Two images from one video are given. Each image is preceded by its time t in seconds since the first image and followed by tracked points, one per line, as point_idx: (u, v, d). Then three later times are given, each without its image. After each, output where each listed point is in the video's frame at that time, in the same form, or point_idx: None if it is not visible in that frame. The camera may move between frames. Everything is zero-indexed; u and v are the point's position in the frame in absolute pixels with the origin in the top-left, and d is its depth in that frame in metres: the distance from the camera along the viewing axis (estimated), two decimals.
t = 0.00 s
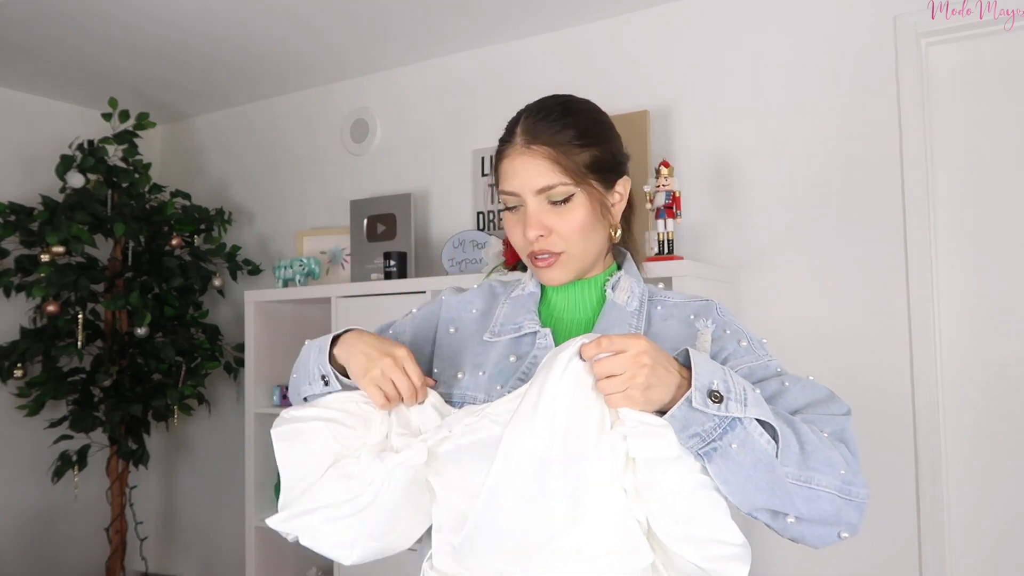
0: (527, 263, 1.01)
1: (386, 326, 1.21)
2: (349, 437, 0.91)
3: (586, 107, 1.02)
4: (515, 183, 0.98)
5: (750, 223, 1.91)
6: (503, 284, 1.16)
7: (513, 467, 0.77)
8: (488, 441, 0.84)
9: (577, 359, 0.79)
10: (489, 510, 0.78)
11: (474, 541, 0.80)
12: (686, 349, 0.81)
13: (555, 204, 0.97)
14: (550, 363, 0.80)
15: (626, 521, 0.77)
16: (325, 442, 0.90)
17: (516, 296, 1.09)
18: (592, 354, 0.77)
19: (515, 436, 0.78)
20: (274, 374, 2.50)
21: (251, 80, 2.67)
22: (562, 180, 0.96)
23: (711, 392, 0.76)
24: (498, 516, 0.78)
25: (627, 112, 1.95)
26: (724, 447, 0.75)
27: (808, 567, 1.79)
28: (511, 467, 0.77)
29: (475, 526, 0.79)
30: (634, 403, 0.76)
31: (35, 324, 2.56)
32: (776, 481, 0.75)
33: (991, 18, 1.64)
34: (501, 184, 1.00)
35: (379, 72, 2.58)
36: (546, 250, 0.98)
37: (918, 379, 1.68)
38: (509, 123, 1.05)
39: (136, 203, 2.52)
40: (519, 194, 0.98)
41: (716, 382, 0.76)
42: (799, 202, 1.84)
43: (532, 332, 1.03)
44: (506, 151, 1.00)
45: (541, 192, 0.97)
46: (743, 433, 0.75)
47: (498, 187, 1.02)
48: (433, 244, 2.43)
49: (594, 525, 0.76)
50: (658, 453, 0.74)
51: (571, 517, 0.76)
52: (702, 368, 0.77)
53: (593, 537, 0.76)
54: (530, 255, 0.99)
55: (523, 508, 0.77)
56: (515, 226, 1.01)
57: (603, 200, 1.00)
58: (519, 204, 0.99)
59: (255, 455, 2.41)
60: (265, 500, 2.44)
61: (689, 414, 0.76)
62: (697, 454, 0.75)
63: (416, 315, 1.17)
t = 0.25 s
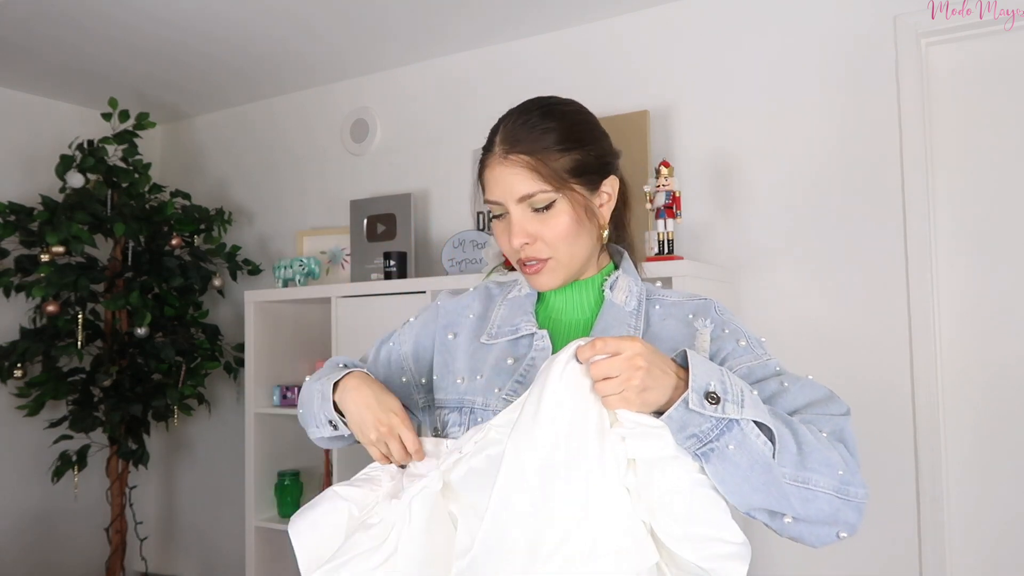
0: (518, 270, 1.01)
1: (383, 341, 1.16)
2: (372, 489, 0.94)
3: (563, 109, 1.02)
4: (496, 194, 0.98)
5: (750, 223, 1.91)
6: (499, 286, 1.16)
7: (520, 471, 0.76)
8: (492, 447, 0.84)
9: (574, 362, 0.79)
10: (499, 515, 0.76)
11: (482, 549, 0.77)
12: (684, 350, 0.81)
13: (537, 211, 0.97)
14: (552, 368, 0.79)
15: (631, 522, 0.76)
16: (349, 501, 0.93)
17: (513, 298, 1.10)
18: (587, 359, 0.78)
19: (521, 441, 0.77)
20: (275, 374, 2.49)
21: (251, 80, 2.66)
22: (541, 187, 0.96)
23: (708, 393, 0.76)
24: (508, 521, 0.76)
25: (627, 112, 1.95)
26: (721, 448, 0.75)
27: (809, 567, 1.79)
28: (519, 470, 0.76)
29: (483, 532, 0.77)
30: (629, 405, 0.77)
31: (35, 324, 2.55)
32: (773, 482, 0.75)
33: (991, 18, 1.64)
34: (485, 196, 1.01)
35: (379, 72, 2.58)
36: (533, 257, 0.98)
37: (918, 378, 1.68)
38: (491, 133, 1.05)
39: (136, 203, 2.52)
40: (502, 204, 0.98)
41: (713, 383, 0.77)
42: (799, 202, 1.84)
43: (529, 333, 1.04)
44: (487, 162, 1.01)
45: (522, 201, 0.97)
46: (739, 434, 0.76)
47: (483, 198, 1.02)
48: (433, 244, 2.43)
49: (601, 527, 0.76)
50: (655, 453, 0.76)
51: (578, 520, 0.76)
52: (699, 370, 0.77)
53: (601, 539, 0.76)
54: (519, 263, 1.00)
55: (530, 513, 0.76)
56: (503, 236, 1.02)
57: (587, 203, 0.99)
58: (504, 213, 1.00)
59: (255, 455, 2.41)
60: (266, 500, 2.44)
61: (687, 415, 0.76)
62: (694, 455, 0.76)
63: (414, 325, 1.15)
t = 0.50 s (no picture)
0: (515, 273, 1.01)
1: (387, 351, 1.15)
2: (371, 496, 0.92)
3: (554, 110, 1.02)
4: (491, 197, 0.99)
5: (750, 223, 1.91)
6: (498, 287, 1.16)
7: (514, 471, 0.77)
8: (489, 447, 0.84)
9: (563, 361, 0.79)
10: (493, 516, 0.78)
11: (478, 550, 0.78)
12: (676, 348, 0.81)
13: (532, 212, 0.97)
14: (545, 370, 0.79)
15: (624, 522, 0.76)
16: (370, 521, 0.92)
17: (511, 298, 1.10)
18: (576, 358, 0.77)
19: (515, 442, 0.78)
20: (274, 374, 2.49)
21: (251, 80, 2.66)
22: (535, 189, 0.96)
23: (698, 391, 0.76)
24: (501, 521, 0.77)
25: (627, 112, 1.95)
26: (711, 447, 0.75)
27: (809, 568, 1.79)
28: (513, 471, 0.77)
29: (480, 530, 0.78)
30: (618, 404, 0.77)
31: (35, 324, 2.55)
32: (763, 480, 0.74)
33: (991, 18, 1.64)
34: (480, 200, 1.01)
35: (379, 72, 2.58)
36: (530, 258, 0.98)
37: (918, 379, 1.68)
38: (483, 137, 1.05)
39: (136, 203, 2.52)
40: (497, 208, 0.98)
41: (702, 381, 0.77)
42: (799, 202, 1.84)
43: (526, 334, 1.04)
44: (480, 166, 1.01)
45: (517, 204, 0.97)
46: (729, 433, 0.75)
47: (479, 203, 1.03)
48: (433, 244, 2.43)
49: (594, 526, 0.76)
50: (647, 451, 0.76)
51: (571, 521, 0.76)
52: (690, 368, 0.77)
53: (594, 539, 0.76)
54: (516, 266, 0.99)
55: (525, 513, 0.77)
56: (499, 239, 1.02)
57: (581, 203, 0.99)
58: (498, 217, 1.00)
59: (254, 455, 2.40)
60: (265, 500, 2.44)
61: (677, 414, 0.76)
62: (685, 453, 0.76)
63: (414, 332, 1.14)
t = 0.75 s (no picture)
0: (514, 272, 1.01)
1: (385, 351, 1.15)
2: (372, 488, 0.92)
3: (552, 109, 1.02)
4: (490, 197, 0.99)
5: (750, 223, 1.91)
6: (497, 286, 1.16)
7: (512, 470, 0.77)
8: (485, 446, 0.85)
9: (564, 361, 0.79)
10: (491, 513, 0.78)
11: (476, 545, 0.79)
12: (675, 347, 0.82)
13: (532, 211, 0.97)
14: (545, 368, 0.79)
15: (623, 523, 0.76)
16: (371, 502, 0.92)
17: (510, 298, 1.10)
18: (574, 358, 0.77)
19: (515, 440, 0.78)
20: (274, 374, 2.49)
21: (251, 81, 2.66)
22: (535, 189, 0.96)
23: (697, 389, 0.76)
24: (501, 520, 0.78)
25: (627, 112, 1.95)
26: (712, 444, 0.75)
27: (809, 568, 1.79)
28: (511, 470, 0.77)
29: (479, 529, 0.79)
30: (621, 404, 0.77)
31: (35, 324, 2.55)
32: (765, 477, 0.74)
33: (991, 18, 1.64)
34: (479, 200, 1.01)
35: (379, 72, 2.58)
36: (529, 258, 0.98)
37: (918, 379, 1.68)
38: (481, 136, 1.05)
39: (136, 203, 2.52)
40: (496, 207, 0.98)
41: (703, 379, 0.77)
42: (799, 202, 1.84)
43: (525, 333, 1.04)
44: (478, 167, 1.01)
45: (516, 203, 0.97)
46: (731, 430, 0.75)
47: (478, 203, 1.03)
48: (433, 244, 2.43)
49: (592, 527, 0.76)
50: (649, 451, 0.75)
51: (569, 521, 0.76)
52: (690, 366, 0.77)
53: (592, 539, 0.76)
54: (515, 265, 1.00)
55: (524, 511, 0.77)
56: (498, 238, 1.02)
57: (580, 202, 0.99)
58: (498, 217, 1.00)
59: (254, 455, 2.40)
60: (265, 500, 2.44)
61: (679, 413, 0.76)
62: (688, 452, 0.76)
63: (413, 332, 1.14)
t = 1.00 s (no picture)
0: (515, 269, 1.01)
1: (381, 348, 1.14)
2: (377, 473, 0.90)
3: (554, 109, 1.02)
4: (490, 195, 0.99)
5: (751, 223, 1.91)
6: (497, 286, 1.16)
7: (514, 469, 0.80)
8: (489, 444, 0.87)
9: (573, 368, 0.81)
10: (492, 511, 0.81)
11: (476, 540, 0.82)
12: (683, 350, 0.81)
13: (532, 210, 0.97)
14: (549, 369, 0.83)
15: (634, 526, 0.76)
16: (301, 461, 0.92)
17: (510, 296, 1.10)
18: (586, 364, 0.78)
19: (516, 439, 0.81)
20: (274, 374, 2.49)
21: (251, 80, 2.66)
22: (535, 187, 0.96)
23: (712, 391, 0.75)
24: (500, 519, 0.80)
25: (627, 112, 1.95)
26: (728, 445, 0.74)
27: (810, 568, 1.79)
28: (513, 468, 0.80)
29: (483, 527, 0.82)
30: (638, 403, 0.76)
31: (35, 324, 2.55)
32: (781, 477, 0.74)
33: (991, 18, 1.64)
34: (480, 197, 1.01)
35: (379, 72, 2.58)
36: (530, 256, 0.98)
37: (918, 379, 1.68)
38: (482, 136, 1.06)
39: (136, 203, 2.52)
40: (496, 205, 0.98)
41: (715, 381, 0.76)
42: (799, 202, 1.84)
43: (525, 331, 1.03)
44: (479, 163, 1.01)
45: (516, 201, 0.97)
46: (746, 430, 0.75)
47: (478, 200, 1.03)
48: (433, 244, 2.43)
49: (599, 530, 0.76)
50: (663, 457, 0.75)
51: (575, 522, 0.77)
52: (699, 368, 0.77)
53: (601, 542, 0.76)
54: (515, 263, 1.00)
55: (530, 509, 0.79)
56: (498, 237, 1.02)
57: (581, 200, 0.99)
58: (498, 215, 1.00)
59: (254, 455, 2.41)
60: (265, 500, 2.44)
61: (693, 415, 0.75)
62: (702, 455, 0.74)
63: (412, 329, 1.13)
